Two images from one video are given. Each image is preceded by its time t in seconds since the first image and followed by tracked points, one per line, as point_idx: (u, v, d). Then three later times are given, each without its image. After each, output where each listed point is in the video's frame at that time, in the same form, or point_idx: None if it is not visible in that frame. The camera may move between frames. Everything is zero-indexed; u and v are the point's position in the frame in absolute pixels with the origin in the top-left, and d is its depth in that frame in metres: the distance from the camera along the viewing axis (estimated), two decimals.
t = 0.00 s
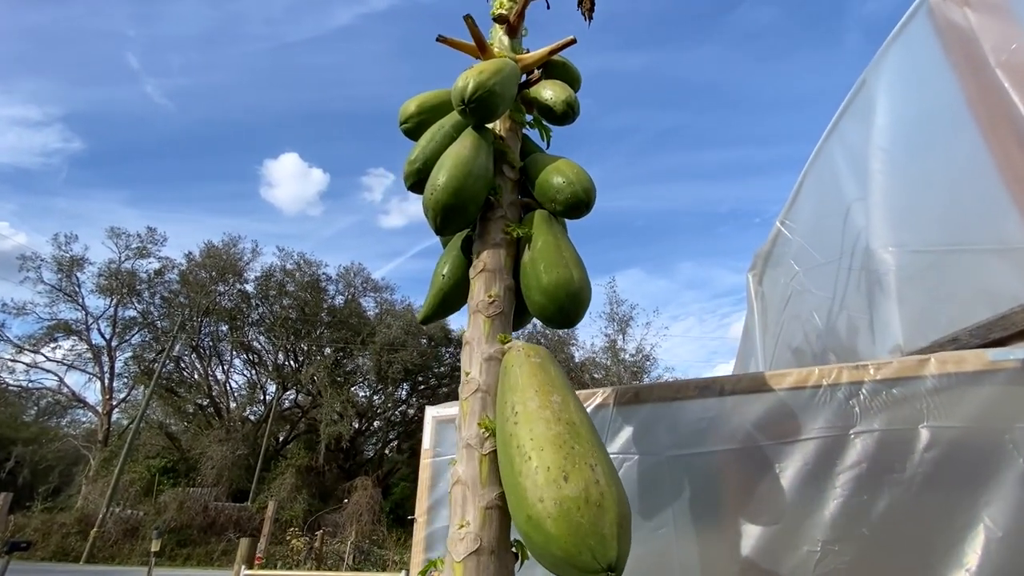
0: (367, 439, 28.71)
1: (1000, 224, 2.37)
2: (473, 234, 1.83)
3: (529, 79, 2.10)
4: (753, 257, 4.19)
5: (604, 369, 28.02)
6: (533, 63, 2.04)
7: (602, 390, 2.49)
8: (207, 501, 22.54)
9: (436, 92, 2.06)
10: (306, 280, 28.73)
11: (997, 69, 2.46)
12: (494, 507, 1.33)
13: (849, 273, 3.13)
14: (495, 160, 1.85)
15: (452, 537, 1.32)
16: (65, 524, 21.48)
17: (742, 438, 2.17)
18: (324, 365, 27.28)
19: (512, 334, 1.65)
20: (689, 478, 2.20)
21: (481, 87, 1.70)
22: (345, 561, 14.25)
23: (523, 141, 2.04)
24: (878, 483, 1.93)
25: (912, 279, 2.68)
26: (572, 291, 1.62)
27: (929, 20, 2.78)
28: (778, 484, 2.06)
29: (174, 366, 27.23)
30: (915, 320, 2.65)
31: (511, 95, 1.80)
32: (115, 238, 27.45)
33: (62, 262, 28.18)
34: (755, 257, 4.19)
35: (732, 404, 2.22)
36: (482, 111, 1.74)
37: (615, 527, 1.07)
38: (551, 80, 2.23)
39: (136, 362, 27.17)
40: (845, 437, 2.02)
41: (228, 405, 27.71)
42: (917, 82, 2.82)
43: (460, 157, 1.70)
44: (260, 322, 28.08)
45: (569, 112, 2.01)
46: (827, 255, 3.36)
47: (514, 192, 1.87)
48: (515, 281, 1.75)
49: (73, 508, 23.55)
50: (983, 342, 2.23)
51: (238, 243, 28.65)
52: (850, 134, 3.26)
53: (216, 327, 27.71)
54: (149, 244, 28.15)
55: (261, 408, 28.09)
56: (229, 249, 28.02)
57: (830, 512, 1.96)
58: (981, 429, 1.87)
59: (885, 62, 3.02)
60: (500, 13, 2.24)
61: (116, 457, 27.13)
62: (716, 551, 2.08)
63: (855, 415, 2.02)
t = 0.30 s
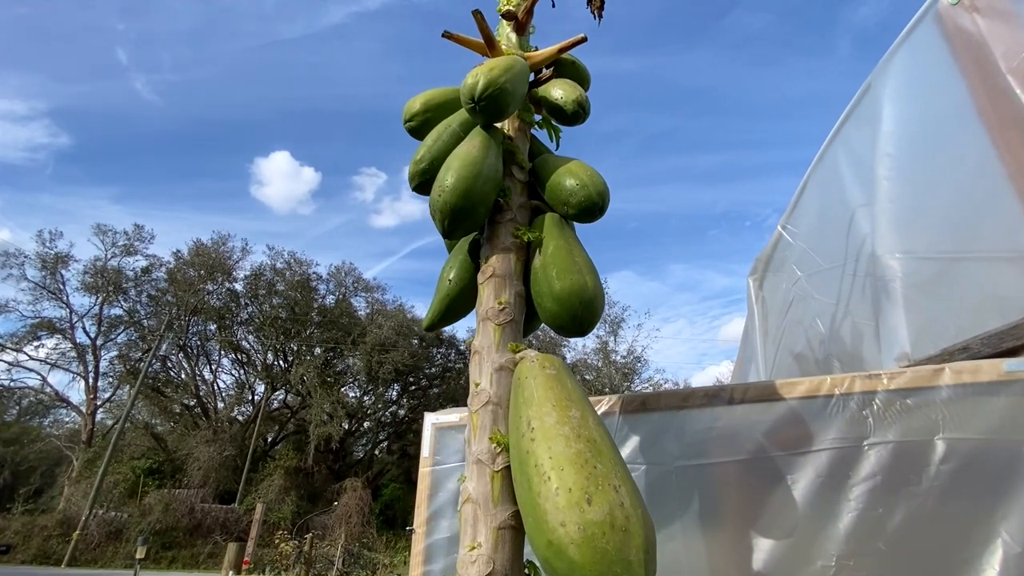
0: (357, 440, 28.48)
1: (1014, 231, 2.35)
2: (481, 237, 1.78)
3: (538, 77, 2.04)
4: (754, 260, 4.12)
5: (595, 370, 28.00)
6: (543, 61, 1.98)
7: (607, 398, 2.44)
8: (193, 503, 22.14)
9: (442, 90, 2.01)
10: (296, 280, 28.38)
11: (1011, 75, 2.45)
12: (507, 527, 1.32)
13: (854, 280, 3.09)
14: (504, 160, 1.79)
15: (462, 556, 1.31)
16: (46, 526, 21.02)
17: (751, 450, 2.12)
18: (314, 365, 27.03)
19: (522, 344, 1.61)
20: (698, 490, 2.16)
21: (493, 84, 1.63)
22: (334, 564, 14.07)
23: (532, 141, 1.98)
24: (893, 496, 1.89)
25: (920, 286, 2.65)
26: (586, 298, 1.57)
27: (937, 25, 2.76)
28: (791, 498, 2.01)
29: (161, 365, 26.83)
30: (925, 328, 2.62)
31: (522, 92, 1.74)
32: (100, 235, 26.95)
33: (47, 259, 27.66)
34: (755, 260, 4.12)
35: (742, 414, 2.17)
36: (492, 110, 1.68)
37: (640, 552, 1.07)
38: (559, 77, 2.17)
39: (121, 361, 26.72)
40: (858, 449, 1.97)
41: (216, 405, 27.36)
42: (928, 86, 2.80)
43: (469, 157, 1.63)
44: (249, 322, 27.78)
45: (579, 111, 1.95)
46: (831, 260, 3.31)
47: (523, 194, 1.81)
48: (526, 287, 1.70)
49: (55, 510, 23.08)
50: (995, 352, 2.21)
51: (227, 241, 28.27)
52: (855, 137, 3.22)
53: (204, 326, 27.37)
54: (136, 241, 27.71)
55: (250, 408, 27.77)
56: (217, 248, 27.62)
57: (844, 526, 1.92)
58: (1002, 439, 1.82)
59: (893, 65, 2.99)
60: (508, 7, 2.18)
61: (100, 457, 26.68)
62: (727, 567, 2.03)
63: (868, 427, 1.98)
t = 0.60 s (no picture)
0: (349, 438, 28.33)
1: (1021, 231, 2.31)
2: (483, 234, 1.71)
3: (541, 68, 1.97)
4: (754, 260, 4.08)
5: (589, 369, 27.96)
6: (547, 51, 1.92)
7: (610, 400, 2.39)
8: (182, 502, 21.89)
9: (441, 80, 1.93)
10: (288, 277, 28.12)
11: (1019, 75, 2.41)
12: (511, 540, 1.29)
13: (856, 280, 3.05)
14: (507, 153, 1.72)
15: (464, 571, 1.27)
16: (32, 526, 20.70)
17: (759, 454, 2.06)
18: (306, 363, 26.82)
19: (526, 345, 1.55)
20: (704, 495, 2.10)
21: (496, 72, 1.56)
22: (326, 565, 13.94)
23: (535, 134, 1.92)
24: (905, 503, 1.84)
25: (924, 288, 2.61)
26: (592, 298, 1.51)
27: (944, 23, 2.71)
28: (799, 504, 1.96)
29: (150, 364, 26.52)
30: (930, 329, 2.58)
31: (525, 83, 1.67)
32: (89, 232, 26.52)
33: (34, 255, 27.22)
34: (755, 260, 4.08)
35: (748, 417, 2.11)
36: (496, 100, 1.61)
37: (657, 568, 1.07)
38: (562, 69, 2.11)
39: (110, 359, 26.35)
40: (868, 454, 1.92)
41: (206, 404, 27.06)
42: (933, 86, 2.76)
43: (471, 149, 1.56)
44: (240, 320, 27.51)
45: (584, 105, 1.88)
46: (833, 261, 3.27)
47: (527, 189, 1.75)
48: (530, 286, 1.64)
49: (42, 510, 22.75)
50: (1004, 355, 2.16)
51: (218, 238, 27.96)
52: (857, 137, 3.17)
53: (194, 324, 27.05)
54: (125, 238, 27.34)
55: (241, 406, 27.51)
56: (208, 244, 27.32)
57: (853, 533, 1.88)
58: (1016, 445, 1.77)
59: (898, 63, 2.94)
60: None
61: (87, 456, 26.32)
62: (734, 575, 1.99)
63: (879, 432, 1.92)
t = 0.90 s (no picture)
0: (344, 437, 28.25)
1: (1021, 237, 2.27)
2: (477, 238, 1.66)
3: (537, 65, 1.91)
4: (753, 261, 4.06)
5: (584, 368, 27.90)
6: (544, 47, 1.85)
7: (607, 408, 2.33)
8: (176, 501, 21.74)
9: (433, 76, 1.87)
10: (282, 275, 27.94)
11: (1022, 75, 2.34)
12: (503, 563, 1.25)
13: (856, 283, 3.01)
14: (501, 152, 1.66)
15: None
16: (23, 525, 20.48)
17: (759, 463, 2.01)
18: (300, 362, 26.65)
19: (521, 355, 1.50)
20: (703, 506, 2.04)
21: (490, 68, 1.49)
22: (320, 565, 13.84)
23: (531, 132, 1.86)
24: (909, 516, 1.79)
25: (927, 292, 2.57)
26: (589, 303, 1.45)
27: (947, 22, 2.65)
28: (800, 514, 1.91)
29: (143, 362, 26.33)
30: (930, 334, 2.54)
31: (521, 79, 1.61)
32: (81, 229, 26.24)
33: (25, 252, 26.93)
34: (755, 261, 4.06)
35: (748, 424, 2.05)
36: (490, 98, 1.54)
37: None
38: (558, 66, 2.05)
39: (102, 357, 26.10)
40: (872, 464, 1.87)
41: (200, 402, 26.88)
42: (936, 86, 2.70)
43: (464, 148, 1.50)
44: (234, 318, 27.33)
45: (582, 102, 1.82)
46: (832, 263, 3.24)
47: (522, 190, 1.69)
48: (525, 292, 1.59)
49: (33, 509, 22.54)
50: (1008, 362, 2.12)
51: (212, 236, 27.75)
52: (859, 137, 3.13)
53: (188, 322, 26.85)
54: (118, 235, 27.10)
55: (235, 405, 27.35)
56: (202, 242, 27.13)
57: (856, 546, 1.83)
58: None
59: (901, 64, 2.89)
60: None
61: (80, 455, 26.10)
62: None
63: (882, 441, 1.87)
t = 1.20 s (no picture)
0: (342, 435, 28.17)
1: None
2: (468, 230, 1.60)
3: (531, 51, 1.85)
4: (752, 258, 4.02)
5: (582, 366, 27.81)
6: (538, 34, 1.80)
7: (603, 405, 2.28)
8: (173, 500, 21.73)
9: (423, 64, 1.82)
10: (280, 273, 27.80)
11: None
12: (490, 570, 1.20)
13: (856, 280, 2.96)
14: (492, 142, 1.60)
15: None
16: (19, 525, 20.40)
17: (759, 462, 1.95)
18: (298, 360, 26.55)
19: (512, 351, 1.45)
20: (701, 506, 1.99)
21: (481, 52, 1.44)
22: (317, 564, 13.78)
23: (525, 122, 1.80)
24: (913, 518, 1.74)
25: (927, 288, 2.53)
26: (583, 297, 1.40)
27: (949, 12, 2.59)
28: (801, 515, 1.86)
29: (140, 360, 26.22)
30: (933, 331, 2.49)
31: (513, 65, 1.55)
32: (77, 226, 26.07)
33: (21, 250, 26.78)
34: (754, 257, 4.01)
35: (748, 423, 2.00)
36: (481, 83, 1.49)
37: None
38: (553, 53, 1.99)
39: (99, 355, 25.97)
40: (874, 464, 1.82)
41: (197, 401, 26.78)
42: (938, 79, 2.65)
43: (453, 136, 1.44)
44: (232, 316, 27.23)
45: (576, 91, 1.77)
46: (832, 259, 3.19)
47: (514, 181, 1.63)
48: (517, 287, 1.54)
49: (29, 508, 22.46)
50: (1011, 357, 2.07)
51: (209, 233, 27.62)
52: (860, 131, 3.08)
53: (185, 320, 26.74)
54: (114, 233, 26.97)
55: (233, 403, 27.26)
56: (199, 240, 27.01)
57: (859, 548, 1.78)
58: None
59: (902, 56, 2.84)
60: None
61: (76, 454, 25.99)
62: None
63: (885, 440, 1.82)
